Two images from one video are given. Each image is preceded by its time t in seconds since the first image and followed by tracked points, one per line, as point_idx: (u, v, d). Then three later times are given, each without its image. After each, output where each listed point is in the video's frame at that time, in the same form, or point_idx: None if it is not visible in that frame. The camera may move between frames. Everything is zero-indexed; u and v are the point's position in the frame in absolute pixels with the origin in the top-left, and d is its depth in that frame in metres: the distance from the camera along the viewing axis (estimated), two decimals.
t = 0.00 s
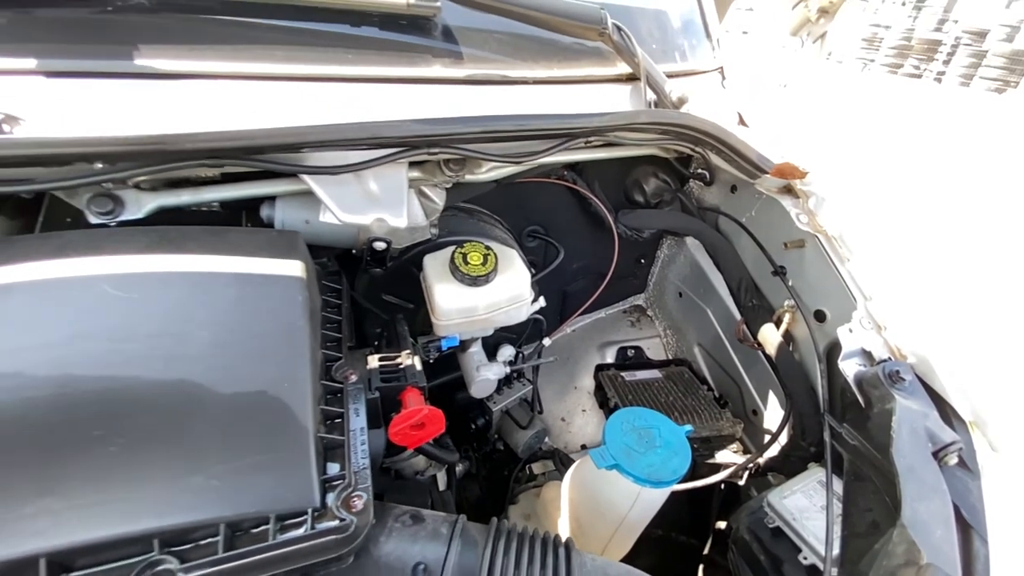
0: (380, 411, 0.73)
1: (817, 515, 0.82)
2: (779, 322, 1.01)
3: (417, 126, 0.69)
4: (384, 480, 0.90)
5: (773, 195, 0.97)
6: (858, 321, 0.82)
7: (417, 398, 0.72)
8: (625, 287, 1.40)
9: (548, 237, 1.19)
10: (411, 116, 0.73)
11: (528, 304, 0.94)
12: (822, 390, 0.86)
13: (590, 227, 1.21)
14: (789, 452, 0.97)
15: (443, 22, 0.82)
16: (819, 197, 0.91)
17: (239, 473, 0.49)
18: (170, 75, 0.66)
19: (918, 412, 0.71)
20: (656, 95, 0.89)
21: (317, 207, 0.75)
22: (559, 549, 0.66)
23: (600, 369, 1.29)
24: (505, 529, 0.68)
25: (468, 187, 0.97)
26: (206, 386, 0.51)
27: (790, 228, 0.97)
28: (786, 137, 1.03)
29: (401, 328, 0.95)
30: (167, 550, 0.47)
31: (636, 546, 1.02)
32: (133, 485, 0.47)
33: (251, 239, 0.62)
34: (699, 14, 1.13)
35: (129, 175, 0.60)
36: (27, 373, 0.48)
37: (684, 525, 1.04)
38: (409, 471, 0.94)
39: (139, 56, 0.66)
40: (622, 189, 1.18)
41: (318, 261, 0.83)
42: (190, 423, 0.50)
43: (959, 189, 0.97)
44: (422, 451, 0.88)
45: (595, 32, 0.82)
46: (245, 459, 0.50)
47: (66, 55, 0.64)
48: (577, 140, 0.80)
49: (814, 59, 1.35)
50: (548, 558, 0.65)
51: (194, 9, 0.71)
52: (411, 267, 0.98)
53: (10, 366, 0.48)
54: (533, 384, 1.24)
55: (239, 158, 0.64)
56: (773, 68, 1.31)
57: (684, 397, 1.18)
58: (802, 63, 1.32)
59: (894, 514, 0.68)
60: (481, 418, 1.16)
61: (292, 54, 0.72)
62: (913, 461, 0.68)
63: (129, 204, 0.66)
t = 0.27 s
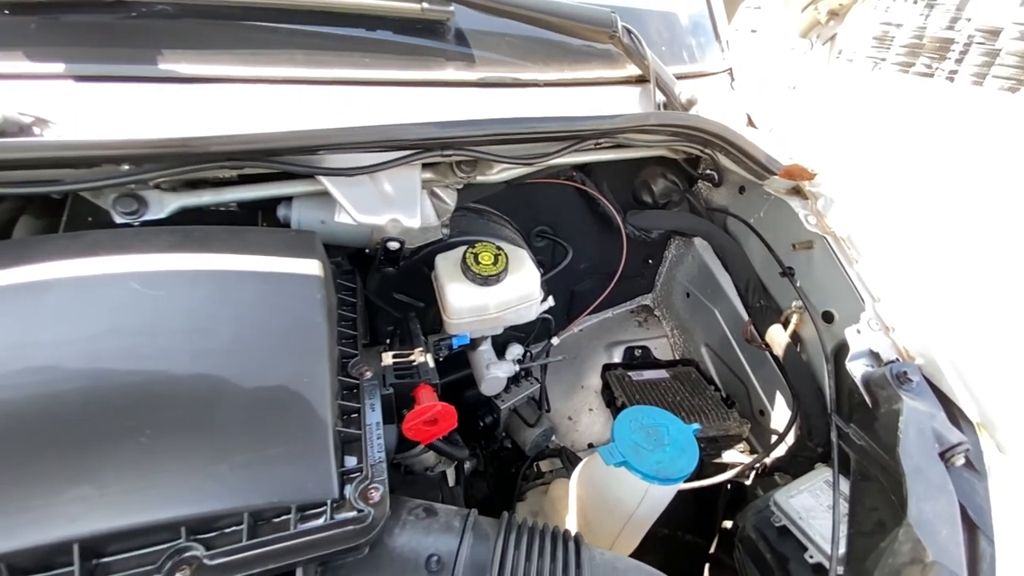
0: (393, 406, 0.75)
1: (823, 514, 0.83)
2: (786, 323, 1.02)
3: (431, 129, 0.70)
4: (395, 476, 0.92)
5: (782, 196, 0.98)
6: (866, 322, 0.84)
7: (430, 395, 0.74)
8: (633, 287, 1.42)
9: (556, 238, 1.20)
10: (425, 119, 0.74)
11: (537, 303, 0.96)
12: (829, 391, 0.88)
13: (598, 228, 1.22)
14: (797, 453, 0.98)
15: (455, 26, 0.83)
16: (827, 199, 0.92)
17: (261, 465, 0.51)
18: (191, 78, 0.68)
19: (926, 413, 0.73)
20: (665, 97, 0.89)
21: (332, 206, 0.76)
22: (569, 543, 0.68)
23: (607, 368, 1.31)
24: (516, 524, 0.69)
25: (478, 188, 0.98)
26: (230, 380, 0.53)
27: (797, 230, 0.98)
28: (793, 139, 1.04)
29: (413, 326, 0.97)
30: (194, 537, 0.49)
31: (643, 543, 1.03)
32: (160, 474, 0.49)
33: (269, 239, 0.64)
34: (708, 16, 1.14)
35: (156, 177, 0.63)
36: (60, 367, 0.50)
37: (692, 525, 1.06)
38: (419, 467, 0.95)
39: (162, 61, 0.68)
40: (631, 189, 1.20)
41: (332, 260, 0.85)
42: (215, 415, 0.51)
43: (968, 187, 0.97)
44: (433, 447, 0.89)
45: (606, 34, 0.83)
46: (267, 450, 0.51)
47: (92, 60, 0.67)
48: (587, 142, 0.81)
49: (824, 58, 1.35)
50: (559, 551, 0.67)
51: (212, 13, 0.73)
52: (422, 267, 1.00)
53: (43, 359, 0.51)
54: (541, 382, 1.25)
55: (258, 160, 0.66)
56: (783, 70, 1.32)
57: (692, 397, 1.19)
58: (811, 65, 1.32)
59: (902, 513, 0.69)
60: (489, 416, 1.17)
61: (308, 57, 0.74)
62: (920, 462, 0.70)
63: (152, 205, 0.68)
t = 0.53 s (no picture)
0: (403, 400, 0.77)
1: (826, 515, 0.85)
2: (792, 326, 1.02)
3: (443, 130, 0.72)
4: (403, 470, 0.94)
5: (788, 199, 0.99)
6: (870, 325, 0.84)
7: (439, 390, 0.76)
8: (639, 289, 1.43)
9: (563, 238, 1.21)
10: (437, 120, 0.76)
11: (545, 303, 0.97)
12: (834, 394, 0.88)
13: (606, 229, 1.23)
14: (800, 455, 1.00)
15: (468, 29, 0.84)
16: (835, 203, 0.94)
17: (277, 454, 0.52)
18: (212, 79, 0.71)
19: (929, 416, 0.73)
20: (674, 100, 0.91)
21: (345, 205, 0.78)
22: (575, 537, 0.69)
23: (612, 369, 1.32)
24: (522, 518, 0.70)
25: (488, 189, 1.00)
26: (247, 372, 0.55)
27: (804, 233, 0.99)
28: (800, 143, 1.05)
29: (423, 323, 0.98)
30: (213, 522, 0.51)
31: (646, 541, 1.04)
32: (180, 461, 0.50)
33: (285, 236, 0.66)
34: (718, 20, 1.15)
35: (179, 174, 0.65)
36: (85, 356, 0.52)
37: (694, 526, 1.07)
38: (425, 463, 0.94)
39: (184, 62, 0.71)
40: (638, 191, 1.21)
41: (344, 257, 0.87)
42: (233, 405, 0.53)
43: (969, 199, 0.99)
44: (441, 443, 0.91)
45: (615, 37, 0.85)
46: (282, 440, 0.53)
47: (118, 60, 0.69)
48: (596, 144, 0.82)
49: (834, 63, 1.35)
50: (565, 544, 0.68)
51: (232, 15, 0.75)
52: (431, 265, 1.01)
53: (67, 349, 0.52)
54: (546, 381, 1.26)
55: (276, 159, 0.68)
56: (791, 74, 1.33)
57: (696, 399, 1.21)
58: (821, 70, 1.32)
59: (904, 514, 0.70)
60: (495, 414, 1.18)
61: (325, 59, 0.76)
62: (923, 464, 0.71)
63: (172, 201, 0.70)
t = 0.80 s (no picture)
0: (412, 393, 0.78)
1: (828, 513, 0.86)
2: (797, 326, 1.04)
3: (454, 127, 0.73)
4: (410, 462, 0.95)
5: (795, 201, 1.00)
6: (875, 327, 0.86)
7: (448, 383, 0.78)
8: (645, 288, 1.44)
9: (570, 237, 1.23)
10: (449, 118, 0.77)
11: (552, 299, 0.98)
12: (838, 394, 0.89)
13: (612, 227, 1.24)
14: (803, 455, 1.00)
15: (479, 28, 0.86)
16: (842, 204, 0.95)
17: (291, 442, 0.54)
18: (229, 76, 0.73)
19: (931, 416, 0.75)
20: (682, 100, 0.92)
21: (357, 201, 0.79)
22: (579, 528, 0.70)
23: (616, 367, 1.33)
24: (528, 509, 0.71)
25: (496, 187, 1.01)
26: (263, 361, 0.56)
27: (810, 234, 0.99)
28: (809, 145, 1.05)
29: (431, 317, 0.99)
30: (230, 506, 0.53)
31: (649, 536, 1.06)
32: (199, 446, 0.52)
33: (298, 230, 0.68)
34: (727, 22, 1.16)
35: (196, 168, 0.67)
36: (106, 343, 0.54)
37: (695, 523, 1.09)
38: (432, 455, 0.95)
39: (203, 59, 0.73)
40: (645, 190, 1.22)
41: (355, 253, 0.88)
42: (249, 393, 0.55)
43: (975, 216, 1.01)
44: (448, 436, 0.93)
45: (625, 39, 0.86)
46: (296, 427, 0.54)
47: (139, 57, 0.71)
48: (604, 143, 0.84)
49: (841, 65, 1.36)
50: (569, 535, 0.69)
51: (249, 14, 0.77)
52: (440, 262, 1.03)
53: (90, 335, 0.54)
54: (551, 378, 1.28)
55: (290, 155, 0.69)
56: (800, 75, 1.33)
57: (700, 398, 1.22)
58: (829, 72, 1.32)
59: (905, 512, 0.71)
60: (500, 410, 1.19)
61: (340, 57, 0.77)
62: (924, 464, 0.72)
63: (189, 195, 0.72)
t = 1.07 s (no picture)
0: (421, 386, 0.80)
1: (829, 509, 0.87)
2: (802, 325, 1.05)
3: (464, 125, 0.75)
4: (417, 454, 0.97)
5: (802, 199, 1.00)
6: (881, 325, 0.86)
7: (456, 375, 0.79)
8: (651, 285, 1.46)
9: (576, 234, 1.24)
10: (459, 116, 0.79)
11: (558, 295, 1.00)
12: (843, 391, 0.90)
13: (619, 225, 1.25)
14: (807, 452, 1.01)
15: (489, 27, 0.87)
16: (849, 203, 0.96)
17: (305, 430, 0.55)
18: (245, 73, 0.74)
19: (935, 414, 0.76)
20: (690, 98, 0.93)
21: (368, 196, 0.81)
22: (584, 518, 0.72)
23: (621, 364, 1.34)
24: (534, 499, 0.72)
25: (504, 184, 1.02)
26: (278, 352, 0.58)
27: (816, 233, 1.00)
28: (815, 144, 1.06)
29: (440, 312, 1.01)
30: (247, 490, 0.55)
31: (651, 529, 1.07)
32: (219, 431, 0.54)
33: (311, 225, 0.70)
34: (736, 20, 1.17)
35: (212, 163, 0.68)
36: (130, 333, 0.56)
37: (699, 519, 1.10)
38: (438, 447, 0.98)
39: (219, 56, 0.75)
40: (652, 188, 1.23)
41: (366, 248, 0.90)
42: (265, 382, 0.56)
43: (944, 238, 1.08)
44: (455, 429, 0.94)
45: (634, 37, 0.87)
46: (310, 416, 0.56)
47: (158, 55, 0.73)
48: (611, 141, 0.85)
49: (851, 63, 1.35)
50: (574, 525, 0.70)
51: (264, 13, 0.78)
52: (448, 257, 1.04)
53: (115, 325, 0.56)
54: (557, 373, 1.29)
55: (304, 151, 0.71)
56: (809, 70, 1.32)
57: (705, 395, 1.23)
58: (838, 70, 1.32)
59: (906, 508, 0.71)
60: (505, 405, 1.22)
61: (353, 55, 0.79)
62: (927, 461, 0.72)
63: (206, 190, 0.74)
